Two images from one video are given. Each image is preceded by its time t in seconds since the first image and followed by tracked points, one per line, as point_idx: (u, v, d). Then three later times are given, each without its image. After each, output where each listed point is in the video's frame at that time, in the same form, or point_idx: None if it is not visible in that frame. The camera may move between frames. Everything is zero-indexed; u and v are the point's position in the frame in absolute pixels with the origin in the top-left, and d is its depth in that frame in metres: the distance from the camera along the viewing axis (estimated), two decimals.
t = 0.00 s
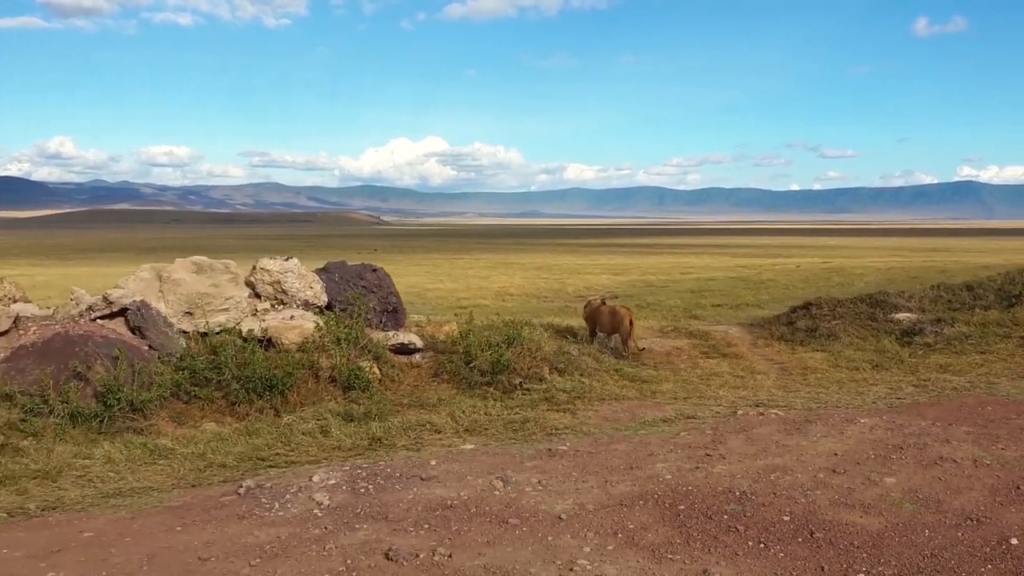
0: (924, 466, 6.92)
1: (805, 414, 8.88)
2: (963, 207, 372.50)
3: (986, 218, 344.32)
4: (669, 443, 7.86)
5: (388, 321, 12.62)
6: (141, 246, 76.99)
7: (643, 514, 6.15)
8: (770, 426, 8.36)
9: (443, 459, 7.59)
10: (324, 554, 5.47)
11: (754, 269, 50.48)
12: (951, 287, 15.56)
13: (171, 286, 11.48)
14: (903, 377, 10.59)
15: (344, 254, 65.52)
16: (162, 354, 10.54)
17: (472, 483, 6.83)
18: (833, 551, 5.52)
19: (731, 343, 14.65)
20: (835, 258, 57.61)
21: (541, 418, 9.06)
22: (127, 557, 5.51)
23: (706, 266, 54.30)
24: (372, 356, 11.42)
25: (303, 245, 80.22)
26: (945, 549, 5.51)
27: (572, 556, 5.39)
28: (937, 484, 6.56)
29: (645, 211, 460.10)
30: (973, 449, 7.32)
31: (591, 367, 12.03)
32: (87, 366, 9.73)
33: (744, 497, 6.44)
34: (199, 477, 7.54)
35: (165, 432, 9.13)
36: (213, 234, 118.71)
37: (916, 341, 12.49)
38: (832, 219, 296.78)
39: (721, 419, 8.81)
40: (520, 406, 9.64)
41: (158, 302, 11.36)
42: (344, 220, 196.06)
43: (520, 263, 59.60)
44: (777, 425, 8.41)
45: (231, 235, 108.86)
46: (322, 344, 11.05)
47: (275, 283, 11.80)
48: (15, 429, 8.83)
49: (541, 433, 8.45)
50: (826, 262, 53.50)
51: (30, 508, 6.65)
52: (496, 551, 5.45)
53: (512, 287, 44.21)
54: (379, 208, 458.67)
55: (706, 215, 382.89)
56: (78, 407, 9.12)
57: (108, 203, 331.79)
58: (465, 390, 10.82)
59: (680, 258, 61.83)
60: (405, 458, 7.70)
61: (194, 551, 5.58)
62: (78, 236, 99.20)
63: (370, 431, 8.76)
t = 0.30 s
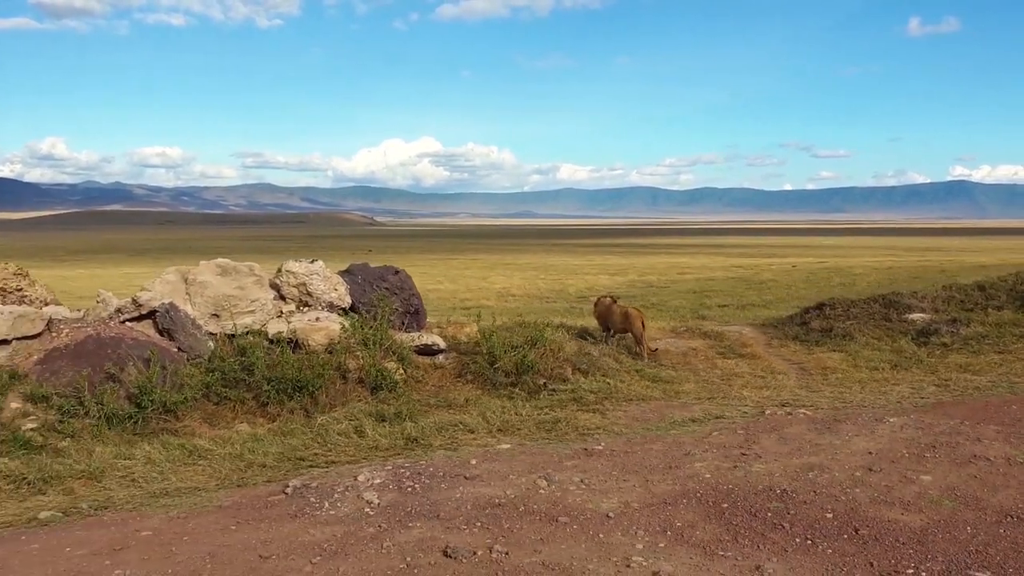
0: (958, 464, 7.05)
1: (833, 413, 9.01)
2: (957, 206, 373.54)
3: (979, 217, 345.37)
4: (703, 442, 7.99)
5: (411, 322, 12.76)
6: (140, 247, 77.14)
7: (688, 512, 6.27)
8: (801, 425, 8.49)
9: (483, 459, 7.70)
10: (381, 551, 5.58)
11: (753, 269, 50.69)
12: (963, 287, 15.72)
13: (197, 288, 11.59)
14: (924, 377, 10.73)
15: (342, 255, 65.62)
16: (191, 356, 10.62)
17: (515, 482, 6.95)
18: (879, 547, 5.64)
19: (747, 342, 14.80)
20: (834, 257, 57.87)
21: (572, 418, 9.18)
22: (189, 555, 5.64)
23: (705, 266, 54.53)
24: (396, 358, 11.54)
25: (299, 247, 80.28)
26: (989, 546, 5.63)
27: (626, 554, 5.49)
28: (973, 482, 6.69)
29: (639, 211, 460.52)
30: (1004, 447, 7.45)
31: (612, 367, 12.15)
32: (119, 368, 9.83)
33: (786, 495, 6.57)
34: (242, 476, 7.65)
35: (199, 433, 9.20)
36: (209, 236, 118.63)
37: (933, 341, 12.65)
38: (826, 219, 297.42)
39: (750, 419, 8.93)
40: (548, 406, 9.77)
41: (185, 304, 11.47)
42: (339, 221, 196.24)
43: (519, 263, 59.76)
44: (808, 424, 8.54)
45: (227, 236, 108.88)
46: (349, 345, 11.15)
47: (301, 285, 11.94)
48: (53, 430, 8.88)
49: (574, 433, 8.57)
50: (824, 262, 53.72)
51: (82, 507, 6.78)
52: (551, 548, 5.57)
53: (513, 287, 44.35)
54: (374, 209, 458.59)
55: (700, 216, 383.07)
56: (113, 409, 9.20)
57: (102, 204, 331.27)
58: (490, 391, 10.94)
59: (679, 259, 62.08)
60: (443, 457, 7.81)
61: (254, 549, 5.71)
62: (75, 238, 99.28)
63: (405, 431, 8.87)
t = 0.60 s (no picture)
0: (983, 460, 7.19)
1: (853, 411, 9.15)
2: (951, 205, 374.44)
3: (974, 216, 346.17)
4: (729, 440, 8.12)
5: (428, 322, 12.94)
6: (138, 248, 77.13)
7: (723, 508, 6.40)
8: (823, 423, 8.63)
9: (514, 456, 7.82)
10: (428, 547, 5.70)
11: (752, 268, 50.84)
12: (972, 286, 15.87)
13: (219, 290, 11.71)
14: (939, 375, 10.88)
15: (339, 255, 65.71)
16: (215, 356, 10.73)
17: (549, 479, 7.07)
18: (914, 541, 5.77)
19: (758, 341, 14.93)
20: (833, 256, 58.06)
21: (595, 417, 9.30)
22: (239, 551, 5.76)
23: (704, 265, 54.72)
24: (416, 358, 11.65)
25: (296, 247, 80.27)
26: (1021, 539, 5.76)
27: (667, 548, 5.62)
28: (1000, 477, 6.83)
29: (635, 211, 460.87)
30: None
31: (628, 366, 12.29)
32: (146, 369, 9.93)
33: (816, 490, 6.70)
34: (277, 474, 7.76)
35: (228, 433, 9.29)
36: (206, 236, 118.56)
37: (945, 339, 12.80)
38: (822, 219, 297.95)
39: (772, 417, 9.06)
40: (570, 405, 9.89)
41: (207, 306, 11.59)
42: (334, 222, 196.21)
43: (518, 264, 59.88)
44: (830, 422, 8.67)
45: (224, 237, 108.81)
46: (371, 345, 11.24)
47: (321, 286, 12.09)
48: (84, 430, 8.98)
49: (600, 431, 8.70)
50: (822, 261, 53.85)
51: (125, 506, 6.91)
52: (593, 543, 5.70)
53: (513, 287, 44.46)
54: (370, 210, 458.28)
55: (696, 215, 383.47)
56: (142, 409, 9.29)
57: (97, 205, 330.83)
58: (511, 391, 11.07)
59: (678, 258, 62.21)
60: (474, 455, 7.94)
61: (301, 544, 5.83)
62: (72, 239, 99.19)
63: (432, 430, 8.98)
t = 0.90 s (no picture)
0: (1004, 457, 7.31)
1: (871, 409, 9.28)
2: (949, 204, 374.72)
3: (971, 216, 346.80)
4: (751, 438, 8.24)
5: (443, 321, 13.09)
6: (137, 248, 77.12)
7: (751, 504, 6.52)
8: (842, 420, 8.76)
9: (541, 454, 7.93)
10: (465, 542, 5.81)
11: (753, 268, 50.99)
12: (980, 285, 16.01)
13: (239, 290, 11.83)
14: (953, 373, 11.01)
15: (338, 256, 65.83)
16: (236, 356, 10.83)
17: (578, 476, 7.18)
18: (941, 535, 5.89)
19: (768, 340, 15.06)
20: (832, 256, 58.21)
21: (615, 415, 9.44)
22: (279, 547, 5.87)
23: (704, 265, 54.89)
24: (433, 357, 11.75)
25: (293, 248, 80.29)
26: None
27: (701, 543, 5.73)
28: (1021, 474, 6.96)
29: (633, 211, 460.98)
30: None
31: (643, 365, 12.41)
32: (170, 369, 10.04)
33: (841, 487, 6.82)
34: (307, 472, 7.87)
35: (252, 432, 9.38)
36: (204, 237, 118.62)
37: (956, 338, 12.93)
38: (819, 218, 298.24)
39: (791, 415, 9.18)
40: (589, 404, 10.01)
41: (227, 306, 11.71)
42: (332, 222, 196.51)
43: (517, 263, 60.01)
44: (849, 419, 8.80)
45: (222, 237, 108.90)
46: (389, 345, 11.35)
47: (340, 286, 12.22)
48: (111, 429, 9.08)
49: (622, 429, 8.81)
50: (822, 260, 53.95)
51: (161, 503, 7.02)
52: (628, 539, 5.81)
53: (514, 287, 44.58)
54: (367, 210, 458.41)
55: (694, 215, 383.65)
56: (166, 408, 9.38)
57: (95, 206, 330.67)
58: (528, 390, 11.18)
59: (677, 258, 62.35)
60: (500, 453, 8.05)
61: (340, 540, 5.93)
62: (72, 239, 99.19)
63: (455, 428, 9.09)
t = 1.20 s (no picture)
0: (1021, 455, 7.39)
1: (884, 406, 9.36)
2: (947, 203, 375.17)
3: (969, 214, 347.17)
4: (768, 436, 8.32)
5: (455, 320, 13.19)
6: (136, 247, 77.16)
7: (774, 500, 6.60)
8: (858, 418, 8.84)
9: (561, 452, 8.01)
10: (495, 538, 5.89)
11: (753, 266, 51.09)
12: (986, 284, 16.10)
13: (254, 290, 11.90)
14: (963, 371, 11.09)
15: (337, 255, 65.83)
16: (252, 355, 10.90)
17: (600, 473, 7.26)
18: (965, 531, 5.97)
19: (776, 338, 15.15)
20: (831, 254, 58.34)
21: (631, 413, 9.51)
22: (311, 543, 5.94)
23: (704, 263, 54.95)
24: (447, 356, 11.83)
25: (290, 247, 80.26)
26: None
27: (728, 539, 5.81)
28: None
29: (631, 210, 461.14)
30: None
31: (654, 363, 12.50)
32: (188, 369, 10.11)
33: (862, 484, 6.90)
34: (330, 470, 7.94)
35: (271, 431, 9.45)
36: (202, 236, 118.53)
37: (965, 336, 13.02)
38: (816, 217, 298.48)
39: (806, 413, 9.26)
40: (604, 402, 10.09)
41: (242, 305, 11.78)
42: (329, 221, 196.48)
43: (517, 262, 60.09)
44: (864, 417, 8.88)
45: (220, 236, 108.84)
46: (404, 344, 11.42)
47: (354, 285, 12.30)
48: (131, 428, 9.15)
49: (639, 427, 8.89)
50: (821, 259, 54.08)
51: (188, 500, 7.10)
52: (655, 534, 5.88)
53: (514, 286, 44.62)
54: (365, 209, 458.25)
55: (692, 214, 383.80)
56: (185, 407, 9.44)
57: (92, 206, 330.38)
58: (542, 388, 11.27)
59: (676, 257, 62.44)
60: (521, 451, 8.12)
61: (371, 537, 6.00)
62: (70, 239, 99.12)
63: (473, 426, 9.16)
